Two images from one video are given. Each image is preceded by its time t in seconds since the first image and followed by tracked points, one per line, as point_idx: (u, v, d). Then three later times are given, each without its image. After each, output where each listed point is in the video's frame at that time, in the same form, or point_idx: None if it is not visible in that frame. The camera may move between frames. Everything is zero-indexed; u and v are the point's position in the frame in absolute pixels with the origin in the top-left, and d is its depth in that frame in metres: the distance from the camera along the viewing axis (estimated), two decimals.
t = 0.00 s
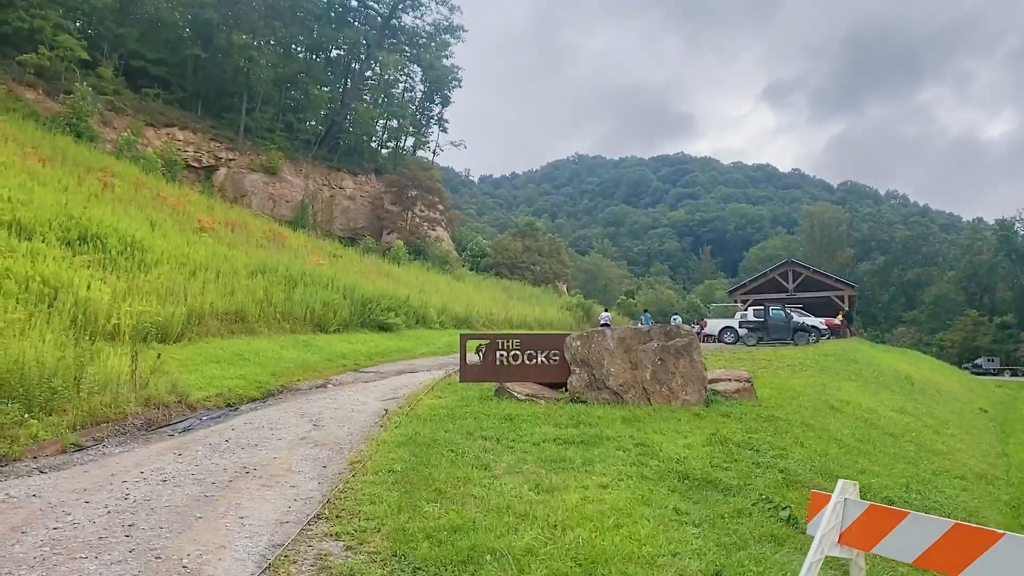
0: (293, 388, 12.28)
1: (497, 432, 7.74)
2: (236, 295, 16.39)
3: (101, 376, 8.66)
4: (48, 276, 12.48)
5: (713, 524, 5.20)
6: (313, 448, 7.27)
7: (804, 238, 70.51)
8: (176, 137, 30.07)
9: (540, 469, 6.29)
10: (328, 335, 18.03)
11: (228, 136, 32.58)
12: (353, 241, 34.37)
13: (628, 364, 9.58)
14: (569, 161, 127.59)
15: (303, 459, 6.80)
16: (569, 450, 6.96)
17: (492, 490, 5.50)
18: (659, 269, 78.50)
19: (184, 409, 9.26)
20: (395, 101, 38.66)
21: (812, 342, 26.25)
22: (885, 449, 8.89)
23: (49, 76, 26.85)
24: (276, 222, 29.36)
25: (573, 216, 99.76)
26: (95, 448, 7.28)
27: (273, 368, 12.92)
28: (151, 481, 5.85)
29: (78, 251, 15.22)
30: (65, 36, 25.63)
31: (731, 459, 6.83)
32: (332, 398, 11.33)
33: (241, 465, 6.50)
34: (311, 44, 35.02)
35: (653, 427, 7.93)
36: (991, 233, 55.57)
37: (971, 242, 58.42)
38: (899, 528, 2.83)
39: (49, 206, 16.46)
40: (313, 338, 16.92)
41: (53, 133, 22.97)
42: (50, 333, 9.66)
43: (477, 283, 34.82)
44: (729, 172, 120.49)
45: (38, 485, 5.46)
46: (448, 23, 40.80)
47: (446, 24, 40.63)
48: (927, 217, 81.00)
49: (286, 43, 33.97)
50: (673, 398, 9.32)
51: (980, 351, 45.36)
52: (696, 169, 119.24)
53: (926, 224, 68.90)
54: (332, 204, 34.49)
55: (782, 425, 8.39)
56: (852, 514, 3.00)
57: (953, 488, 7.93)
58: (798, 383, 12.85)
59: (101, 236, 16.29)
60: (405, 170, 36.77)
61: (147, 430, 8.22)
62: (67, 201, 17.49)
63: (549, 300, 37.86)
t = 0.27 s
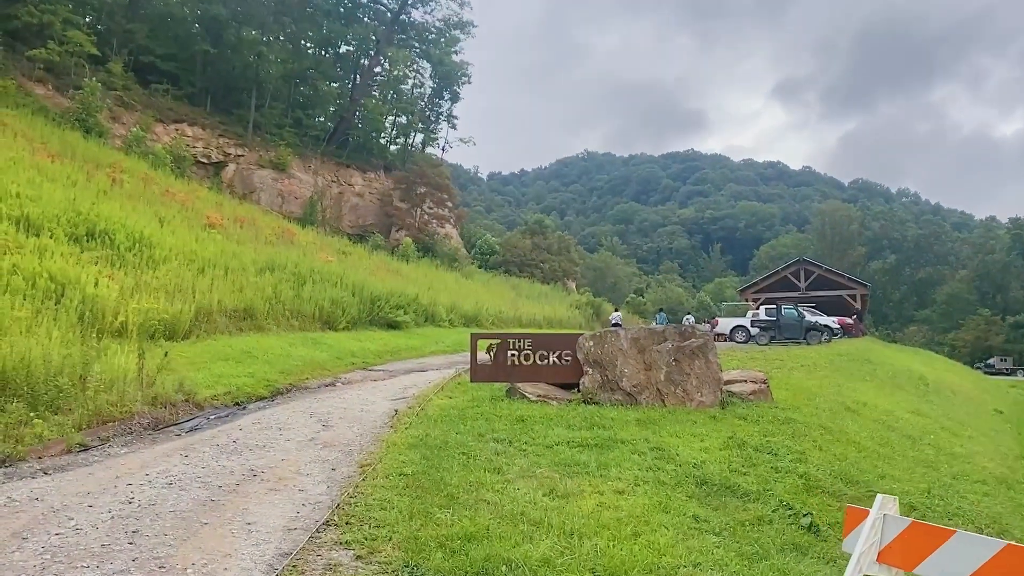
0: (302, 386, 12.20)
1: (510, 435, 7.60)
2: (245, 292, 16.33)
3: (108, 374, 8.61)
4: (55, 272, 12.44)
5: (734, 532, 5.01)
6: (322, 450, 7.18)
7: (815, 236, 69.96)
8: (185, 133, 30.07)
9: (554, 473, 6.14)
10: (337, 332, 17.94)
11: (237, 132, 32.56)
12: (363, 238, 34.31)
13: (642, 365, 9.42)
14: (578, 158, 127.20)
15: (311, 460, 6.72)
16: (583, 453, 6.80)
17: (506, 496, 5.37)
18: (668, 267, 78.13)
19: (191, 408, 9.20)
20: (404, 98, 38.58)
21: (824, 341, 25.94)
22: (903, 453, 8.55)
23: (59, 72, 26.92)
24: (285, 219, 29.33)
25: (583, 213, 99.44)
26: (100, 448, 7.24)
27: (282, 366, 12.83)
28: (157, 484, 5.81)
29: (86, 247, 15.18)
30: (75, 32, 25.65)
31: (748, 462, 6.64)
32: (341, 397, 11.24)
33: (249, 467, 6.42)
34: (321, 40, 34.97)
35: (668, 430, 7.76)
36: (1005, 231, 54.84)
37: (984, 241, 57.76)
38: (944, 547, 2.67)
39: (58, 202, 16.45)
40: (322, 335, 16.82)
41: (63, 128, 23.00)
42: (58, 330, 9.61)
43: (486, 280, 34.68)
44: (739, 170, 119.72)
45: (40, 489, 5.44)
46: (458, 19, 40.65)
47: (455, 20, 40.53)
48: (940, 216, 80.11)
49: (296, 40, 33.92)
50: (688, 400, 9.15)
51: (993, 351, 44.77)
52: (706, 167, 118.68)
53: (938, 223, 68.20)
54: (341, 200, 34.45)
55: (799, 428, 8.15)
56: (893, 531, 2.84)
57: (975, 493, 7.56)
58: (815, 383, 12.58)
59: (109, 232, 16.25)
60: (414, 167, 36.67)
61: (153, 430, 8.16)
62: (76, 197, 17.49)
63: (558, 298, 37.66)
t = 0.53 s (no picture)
0: (307, 381, 12.11)
1: (516, 432, 7.47)
2: (249, 287, 16.24)
3: (110, 369, 8.52)
4: (59, 266, 12.37)
5: (748, 533, 4.87)
6: (326, 447, 7.08)
7: (821, 234, 69.58)
8: (191, 129, 30.02)
9: (563, 472, 6.02)
10: (341, 328, 17.83)
11: (242, 127, 32.48)
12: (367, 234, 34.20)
13: (651, 363, 9.29)
14: (583, 155, 126.77)
15: (315, 458, 6.62)
16: (592, 452, 6.66)
17: (515, 496, 5.25)
18: (673, 264, 77.83)
19: (195, 403, 9.11)
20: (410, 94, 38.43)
21: (831, 340, 25.73)
22: (917, 453, 8.34)
23: (65, 67, 26.90)
24: (290, 214, 29.24)
25: (587, 210, 99.15)
26: (102, 443, 7.18)
27: (286, 362, 12.72)
28: (159, 481, 5.74)
29: (90, 241, 15.12)
30: (80, 27, 25.60)
31: (761, 461, 6.48)
32: (346, 393, 11.12)
33: (252, 464, 6.34)
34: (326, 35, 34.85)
35: (678, 428, 7.62)
36: (1012, 230, 54.42)
37: (990, 239, 57.32)
38: (984, 556, 2.56)
39: (62, 196, 16.39)
40: (327, 331, 16.72)
41: (69, 123, 22.95)
42: (61, 324, 9.53)
43: (490, 277, 34.55)
44: (745, 168, 119.26)
45: (38, 487, 5.39)
46: (463, 15, 40.48)
47: (461, 16, 40.36)
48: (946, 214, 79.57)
49: (301, 35, 33.83)
50: (697, 398, 9.01)
51: (999, 350, 44.45)
52: (712, 165, 118.19)
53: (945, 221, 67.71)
54: (346, 196, 34.35)
55: (811, 426, 7.98)
56: (928, 537, 2.73)
57: (990, 494, 7.36)
58: (825, 382, 12.38)
59: (114, 226, 16.19)
60: (419, 163, 36.54)
61: (156, 426, 8.08)
62: (81, 192, 17.42)
63: (563, 295, 37.46)
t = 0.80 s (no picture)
0: (305, 377, 11.98)
1: (518, 430, 7.33)
2: (247, 282, 16.08)
3: (105, 364, 8.37)
4: (55, 260, 12.21)
5: (759, 534, 4.72)
6: (323, 444, 6.95)
7: (820, 231, 69.49)
8: (189, 124, 29.82)
9: (567, 471, 5.88)
10: (340, 323, 17.67)
11: (241, 122, 32.27)
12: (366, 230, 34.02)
13: (654, 360, 9.17)
14: (583, 151, 126.46)
15: (312, 455, 6.49)
16: (596, 450, 6.51)
17: (518, 495, 5.11)
18: (673, 261, 77.67)
19: (191, 399, 8.97)
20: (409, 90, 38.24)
21: (832, 337, 25.59)
22: (926, 452, 8.19)
23: (62, 61, 26.69)
24: (289, 210, 29.08)
25: (587, 207, 98.95)
26: (96, 440, 7.04)
27: (284, 358, 12.56)
28: (153, 479, 5.62)
29: (87, 236, 14.94)
30: (78, 21, 25.39)
31: (768, 459, 6.34)
32: (345, 389, 10.97)
33: (248, 462, 6.21)
34: (326, 30, 34.65)
35: (683, 426, 7.49)
36: (1012, 228, 54.29)
37: (990, 237, 57.24)
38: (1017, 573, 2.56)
39: (58, 189, 16.20)
40: (325, 326, 16.55)
41: (66, 117, 22.75)
42: (55, 319, 9.38)
43: (490, 273, 34.39)
44: (744, 165, 119.03)
45: (27, 487, 5.28)
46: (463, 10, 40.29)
47: (461, 11, 40.15)
48: (946, 212, 79.39)
49: (300, 30, 33.62)
50: (701, 395, 8.88)
51: (999, 348, 44.34)
52: (711, 162, 118.04)
53: (945, 218, 67.62)
54: (345, 191, 34.18)
55: (817, 424, 7.85)
56: (961, 544, 2.73)
57: (1001, 493, 7.22)
58: (829, 379, 12.24)
59: (111, 221, 16.02)
60: (419, 158, 36.33)
61: (151, 422, 7.94)
62: (77, 185, 17.24)
63: (563, 291, 37.33)
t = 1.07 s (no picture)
0: (298, 375, 11.80)
1: (515, 431, 7.17)
2: (239, 278, 15.85)
3: (93, 362, 8.18)
4: (43, 256, 11.98)
5: (765, 540, 4.60)
6: (317, 445, 6.79)
7: (814, 229, 69.57)
8: (181, 118, 29.48)
9: (567, 474, 5.72)
10: (333, 321, 17.47)
11: (234, 117, 31.94)
12: (360, 226, 33.77)
13: (654, 359, 9.04)
14: (577, 148, 126.24)
15: (305, 456, 6.34)
16: (596, 452, 6.36)
17: (517, 500, 4.97)
18: (667, 258, 77.61)
19: (180, 398, 8.78)
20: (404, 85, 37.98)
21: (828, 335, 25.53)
22: (929, 453, 8.09)
23: (53, 54, 26.32)
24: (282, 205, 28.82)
25: (581, 204, 98.77)
26: (83, 440, 6.86)
27: (276, 356, 12.36)
28: (140, 483, 5.45)
29: (76, 231, 14.70)
30: (69, 13, 25.04)
31: (772, 462, 6.22)
32: (338, 388, 10.78)
33: (238, 464, 6.04)
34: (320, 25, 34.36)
35: (684, 427, 7.35)
36: (1006, 227, 54.39)
37: (984, 236, 57.40)
38: None
39: (47, 184, 15.94)
40: (319, 324, 16.35)
41: (56, 111, 22.42)
42: (42, 315, 9.17)
43: (485, 270, 34.16)
44: (739, 162, 119.09)
45: (9, 491, 5.12)
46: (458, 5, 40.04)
47: (456, 6, 39.91)
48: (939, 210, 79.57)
49: (294, 25, 33.33)
50: (702, 395, 8.75)
51: (992, 347, 44.40)
52: (706, 159, 118.05)
53: (939, 217, 67.77)
54: (338, 187, 33.92)
55: (820, 425, 7.73)
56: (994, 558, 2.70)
57: (1005, 495, 7.12)
58: (830, 379, 12.09)
59: (101, 216, 15.77)
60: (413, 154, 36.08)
61: (139, 422, 7.76)
62: (67, 180, 16.97)
63: (558, 288, 37.17)
